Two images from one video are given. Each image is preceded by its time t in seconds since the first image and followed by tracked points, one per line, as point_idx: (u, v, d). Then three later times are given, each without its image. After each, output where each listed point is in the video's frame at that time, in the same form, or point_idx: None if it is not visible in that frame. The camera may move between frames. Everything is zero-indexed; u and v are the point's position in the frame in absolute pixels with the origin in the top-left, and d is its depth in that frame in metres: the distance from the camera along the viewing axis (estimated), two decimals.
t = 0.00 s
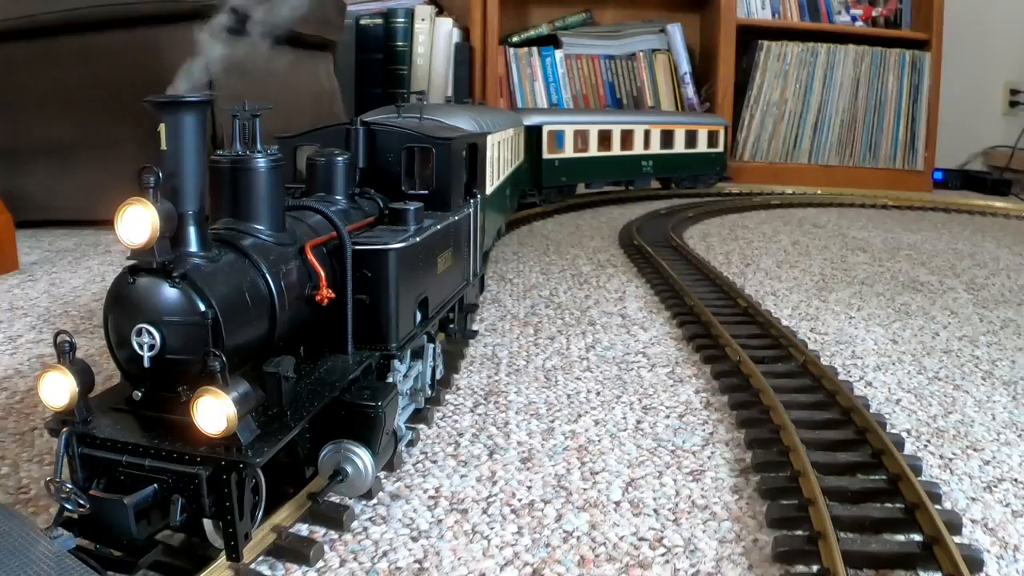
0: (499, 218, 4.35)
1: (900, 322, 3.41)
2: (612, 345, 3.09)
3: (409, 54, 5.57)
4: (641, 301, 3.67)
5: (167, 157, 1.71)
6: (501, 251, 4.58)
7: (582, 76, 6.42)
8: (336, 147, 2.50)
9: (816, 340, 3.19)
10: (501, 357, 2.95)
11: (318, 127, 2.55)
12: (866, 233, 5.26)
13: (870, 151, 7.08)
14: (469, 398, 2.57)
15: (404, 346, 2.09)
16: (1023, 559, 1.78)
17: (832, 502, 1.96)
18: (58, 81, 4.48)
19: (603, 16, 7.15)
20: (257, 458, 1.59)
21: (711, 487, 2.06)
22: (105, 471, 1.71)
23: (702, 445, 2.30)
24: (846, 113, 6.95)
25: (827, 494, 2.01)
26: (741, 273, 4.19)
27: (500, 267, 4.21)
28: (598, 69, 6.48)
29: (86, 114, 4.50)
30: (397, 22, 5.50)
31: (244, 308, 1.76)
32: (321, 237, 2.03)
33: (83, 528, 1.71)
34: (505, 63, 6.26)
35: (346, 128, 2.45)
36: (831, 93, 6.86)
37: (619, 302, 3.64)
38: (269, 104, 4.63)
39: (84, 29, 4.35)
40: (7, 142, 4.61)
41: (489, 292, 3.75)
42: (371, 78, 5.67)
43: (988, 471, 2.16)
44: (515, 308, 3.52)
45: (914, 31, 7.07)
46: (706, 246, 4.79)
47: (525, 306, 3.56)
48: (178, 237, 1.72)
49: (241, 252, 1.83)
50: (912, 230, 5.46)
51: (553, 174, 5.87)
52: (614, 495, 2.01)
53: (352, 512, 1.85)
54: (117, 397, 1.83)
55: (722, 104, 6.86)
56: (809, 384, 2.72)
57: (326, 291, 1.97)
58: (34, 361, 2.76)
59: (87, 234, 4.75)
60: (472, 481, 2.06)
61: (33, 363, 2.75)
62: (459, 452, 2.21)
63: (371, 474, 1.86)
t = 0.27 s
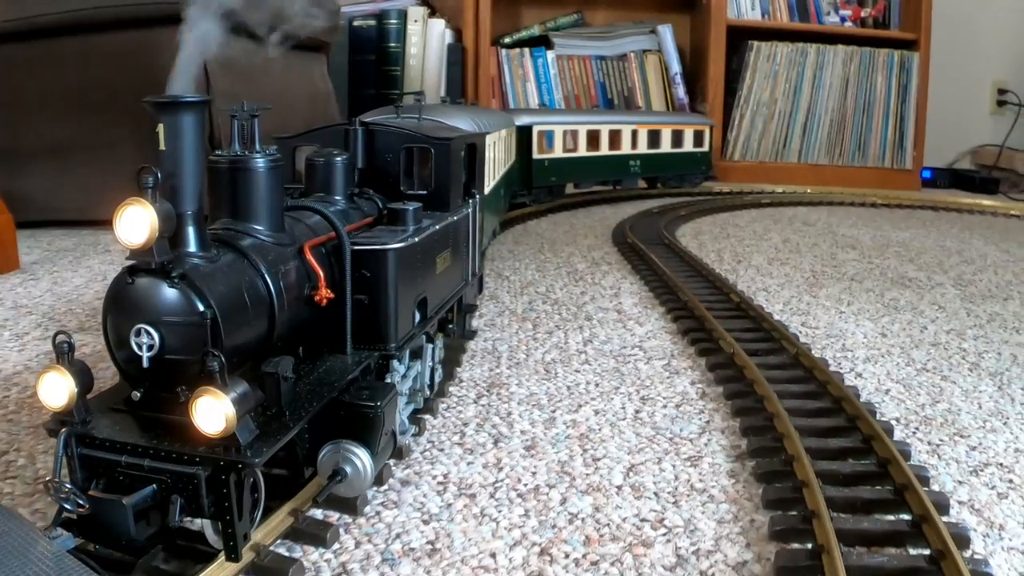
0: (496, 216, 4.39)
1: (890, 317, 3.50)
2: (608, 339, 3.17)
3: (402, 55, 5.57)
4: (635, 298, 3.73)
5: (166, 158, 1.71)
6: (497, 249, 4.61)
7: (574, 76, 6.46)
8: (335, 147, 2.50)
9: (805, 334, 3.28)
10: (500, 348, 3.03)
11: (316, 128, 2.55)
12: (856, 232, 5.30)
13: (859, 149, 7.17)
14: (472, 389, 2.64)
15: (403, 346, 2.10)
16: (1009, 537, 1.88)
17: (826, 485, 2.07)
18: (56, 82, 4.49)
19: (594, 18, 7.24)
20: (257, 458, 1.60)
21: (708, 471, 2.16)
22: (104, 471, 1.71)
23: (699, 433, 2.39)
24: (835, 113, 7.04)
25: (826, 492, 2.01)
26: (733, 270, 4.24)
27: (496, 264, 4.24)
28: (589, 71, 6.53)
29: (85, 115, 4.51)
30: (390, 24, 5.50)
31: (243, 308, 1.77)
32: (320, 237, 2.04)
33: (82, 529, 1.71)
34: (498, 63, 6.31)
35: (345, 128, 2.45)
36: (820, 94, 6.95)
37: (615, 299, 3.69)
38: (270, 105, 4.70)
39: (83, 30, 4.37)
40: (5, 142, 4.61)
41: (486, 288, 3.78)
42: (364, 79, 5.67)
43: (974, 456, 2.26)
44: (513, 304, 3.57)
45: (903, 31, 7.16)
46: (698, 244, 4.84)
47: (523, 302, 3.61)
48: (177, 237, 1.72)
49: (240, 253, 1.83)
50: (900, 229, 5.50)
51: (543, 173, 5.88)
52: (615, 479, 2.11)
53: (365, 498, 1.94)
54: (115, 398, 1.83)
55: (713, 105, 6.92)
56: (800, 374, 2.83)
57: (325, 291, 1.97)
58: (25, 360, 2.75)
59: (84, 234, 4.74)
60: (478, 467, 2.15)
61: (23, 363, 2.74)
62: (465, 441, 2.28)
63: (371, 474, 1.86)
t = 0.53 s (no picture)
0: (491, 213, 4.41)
1: (879, 310, 3.52)
2: (605, 334, 3.20)
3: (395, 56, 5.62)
4: (630, 294, 3.75)
5: (163, 159, 1.71)
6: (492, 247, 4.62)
7: (565, 77, 6.55)
8: (333, 147, 2.51)
9: (797, 327, 3.31)
10: (499, 342, 3.07)
11: (314, 128, 2.55)
12: (846, 229, 5.32)
13: (848, 147, 7.25)
14: (474, 380, 2.69)
15: (402, 346, 2.10)
16: (993, 517, 1.91)
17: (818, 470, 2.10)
18: (54, 83, 4.49)
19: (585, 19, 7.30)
20: (255, 458, 1.60)
21: (705, 458, 2.20)
22: (103, 471, 1.72)
23: (696, 421, 2.43)
24: (824, 113, 7.12)
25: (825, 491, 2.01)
26: (725, 266, 4.25)
27: (492, 262, 4.24)
28: (580, 71, 6.60)
29: (83, 115, 4.52)
30: (382, 25, 5.55)
31: (242, 309, 1.77)
32: (318, 237, 2.04)
33: (82, 529, 1.72)
34: (489, 64, 6.39)
35: (343, 129, 2.45)
36: (810, 94, 7.03)
37: (611, 295, 3.71)
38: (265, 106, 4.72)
39: (80, 32, 4.37)
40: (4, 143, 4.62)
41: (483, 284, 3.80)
42: (357, 79, 5.71)
43: (961, 442, 2.28)
44: (512, 300, 3.58)
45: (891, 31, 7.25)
46: (690, 241, 4.85)
47: (520, 299, 3.62)
48: (175, 238, 1.72)
49: (238, 253, 1.84)
50: (888, 227, 5.51)
51: (534, 173, 5.84)
52: (616, 465, 2.15)
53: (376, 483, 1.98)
54: (114, 398, 1.84)
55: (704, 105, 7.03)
56: (791, 364, 2.87)
57: (323, 291, 1.97)
58: (23, 360, 2.74)
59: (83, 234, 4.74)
60: (483, 455, 2.19)
61: (31, 360, 2.75)
62: (471, 429, 2.33)
63: (369, 475, 1.87)
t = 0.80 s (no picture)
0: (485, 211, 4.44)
1: (867, 306, 3.55)
2: (601, 329, 3.23)
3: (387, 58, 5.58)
4: (623, 290, 3.77)
5: (161, 161, 1.72)
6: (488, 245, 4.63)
7: (556, 78, 6.58)
8: (331, 148, 2.51)
9: (786, 321, 3.33)
10: (498, 337, 3.11)
11: (311, 129, 2.56)
12: (834, 227, 5.33)
13: (836, 147, 7.29)
14: (475, 373, 2.74)
15: (400, 347, 2.10)
16: (977, 497, 2.00)
17: (810, 454, 2.19)
18: (51, 85, 4.50)
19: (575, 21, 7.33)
20: (253, 460, 1.60)
21: (700, 444, 2.28)
22: (101, 473, 1.72)
23: (692, 410, 2.50)
24: (812, 112, 7.13)
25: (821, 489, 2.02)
26: (716, 263, 4.27)
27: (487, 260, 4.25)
28: (571, 72, 6.63)
29: (80, 117, 4.53)
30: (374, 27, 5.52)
31: (240, 310, 1.78)
32: (315, 239, 2.05)
33: (81, 530, 1.72)
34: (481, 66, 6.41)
35: (340, 130, 2.46)
36: (798, 94, 7.04)
37: (605, 291, 3.74)
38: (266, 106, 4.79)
39: (77, 34, 4.39)
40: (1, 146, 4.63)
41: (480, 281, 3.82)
42: (349, 80, 5.73)
43: (947, 429, 2.36)
44: (508, 297, 3.60)
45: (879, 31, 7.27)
46: (681, 239, 4.87)
47: (517, 295, 3.64)
48: (173, 239, 1.73)
49: (236, 254, 1.84)
50: (876, 224, 5.52)
51: (523, 174, 5.78)
52: (615, 451, 2.23)
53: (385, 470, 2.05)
54: (111, 400, 1.84)
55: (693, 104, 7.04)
56: (782, 356, 2.91)
57: (321, 292, 1.97)
58: (21, 361, 2.74)
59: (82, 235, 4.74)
60: (488, 443, 2.26)
61: (40, 356, 2.77)
62: (475, 419, 2.39)
63: (367, 475, 1.87)
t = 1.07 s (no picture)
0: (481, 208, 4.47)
1: (855, 299, 3.56)
2: (597, 322, 3.25)
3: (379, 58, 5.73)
4: (616, 285, 3.78)
5: (160, 161, 1.73)
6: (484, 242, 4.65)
7: (546, 79, 6.60)
8: (330, 148, 2.52)
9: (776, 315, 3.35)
10: (500, 330, 3.14)
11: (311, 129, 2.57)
12: (821, 224, 5.33)
13: (824, 146, 7.30)
14: (477, 363, 2.80)
15: (399, 347, 2.11)
16: (960, 475, 2.06)
17: (806, 447, 2.20)
18: (50, 86, 4.52)
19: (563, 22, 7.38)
20: (252, 459, 1.60)
21: (696, 428, 2.35)
22: (100, 473, 1.72)
23: (687, 397, 2.57)
24: (799, 111, 7.13)
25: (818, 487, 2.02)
26: (706, 259, 4.29)
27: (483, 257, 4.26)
28: (561, 72, 6.67)
29: (81, 118, 4.54)
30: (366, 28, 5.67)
31: (239, 310, 1.78)
32: (314, 239, 2.05)
33: (81, 530, 1.72)
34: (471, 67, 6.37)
35: (340, 130, 2.46)
36: (785, 93, 7.05)
37: (599, 286, 3.75)
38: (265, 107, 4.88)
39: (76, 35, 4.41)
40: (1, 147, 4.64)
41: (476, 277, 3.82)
42: (342, 82, 5.83)
43: (930, 413, 2.43)
44: (503, 292, 3.61)
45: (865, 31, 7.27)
46: (671, 236, 4.88)
47: (513, 290, 3.65)
48: (172, 239, 1.74)
49: (235, 255, 1.85)
50: (862, 221, 5.51)
51: (511, 174, 5.70)
52: (615, 434, 2.29)
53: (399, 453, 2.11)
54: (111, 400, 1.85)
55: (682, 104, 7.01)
56: (772, 347, 2.95)
57: (320, 292, 1.98)
58: (34, 356, 2.77)
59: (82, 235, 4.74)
60: (494, 428, 2.32)
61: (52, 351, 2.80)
62: (480, 407, 2.46)
63: (366, 475, 1.88)
